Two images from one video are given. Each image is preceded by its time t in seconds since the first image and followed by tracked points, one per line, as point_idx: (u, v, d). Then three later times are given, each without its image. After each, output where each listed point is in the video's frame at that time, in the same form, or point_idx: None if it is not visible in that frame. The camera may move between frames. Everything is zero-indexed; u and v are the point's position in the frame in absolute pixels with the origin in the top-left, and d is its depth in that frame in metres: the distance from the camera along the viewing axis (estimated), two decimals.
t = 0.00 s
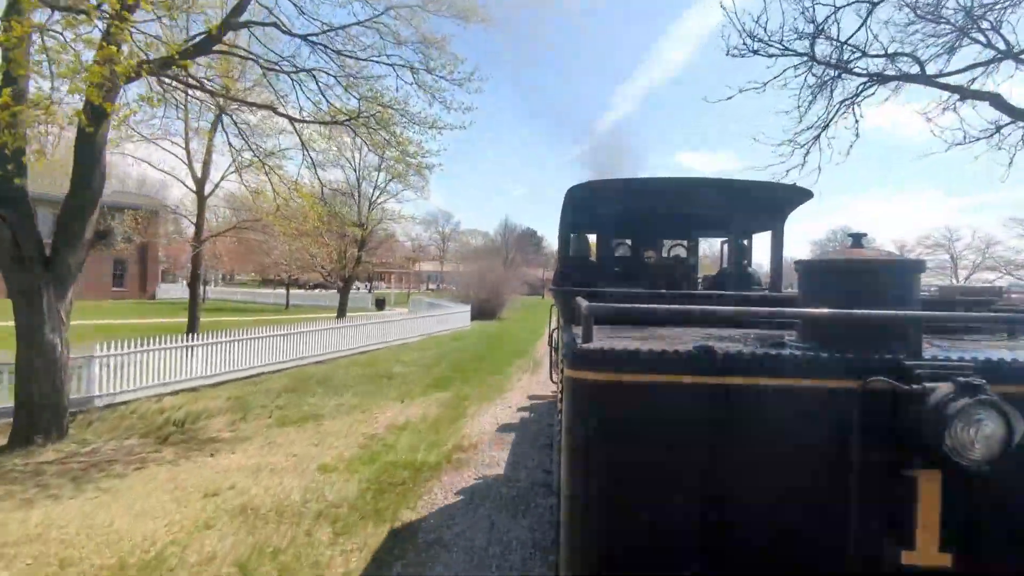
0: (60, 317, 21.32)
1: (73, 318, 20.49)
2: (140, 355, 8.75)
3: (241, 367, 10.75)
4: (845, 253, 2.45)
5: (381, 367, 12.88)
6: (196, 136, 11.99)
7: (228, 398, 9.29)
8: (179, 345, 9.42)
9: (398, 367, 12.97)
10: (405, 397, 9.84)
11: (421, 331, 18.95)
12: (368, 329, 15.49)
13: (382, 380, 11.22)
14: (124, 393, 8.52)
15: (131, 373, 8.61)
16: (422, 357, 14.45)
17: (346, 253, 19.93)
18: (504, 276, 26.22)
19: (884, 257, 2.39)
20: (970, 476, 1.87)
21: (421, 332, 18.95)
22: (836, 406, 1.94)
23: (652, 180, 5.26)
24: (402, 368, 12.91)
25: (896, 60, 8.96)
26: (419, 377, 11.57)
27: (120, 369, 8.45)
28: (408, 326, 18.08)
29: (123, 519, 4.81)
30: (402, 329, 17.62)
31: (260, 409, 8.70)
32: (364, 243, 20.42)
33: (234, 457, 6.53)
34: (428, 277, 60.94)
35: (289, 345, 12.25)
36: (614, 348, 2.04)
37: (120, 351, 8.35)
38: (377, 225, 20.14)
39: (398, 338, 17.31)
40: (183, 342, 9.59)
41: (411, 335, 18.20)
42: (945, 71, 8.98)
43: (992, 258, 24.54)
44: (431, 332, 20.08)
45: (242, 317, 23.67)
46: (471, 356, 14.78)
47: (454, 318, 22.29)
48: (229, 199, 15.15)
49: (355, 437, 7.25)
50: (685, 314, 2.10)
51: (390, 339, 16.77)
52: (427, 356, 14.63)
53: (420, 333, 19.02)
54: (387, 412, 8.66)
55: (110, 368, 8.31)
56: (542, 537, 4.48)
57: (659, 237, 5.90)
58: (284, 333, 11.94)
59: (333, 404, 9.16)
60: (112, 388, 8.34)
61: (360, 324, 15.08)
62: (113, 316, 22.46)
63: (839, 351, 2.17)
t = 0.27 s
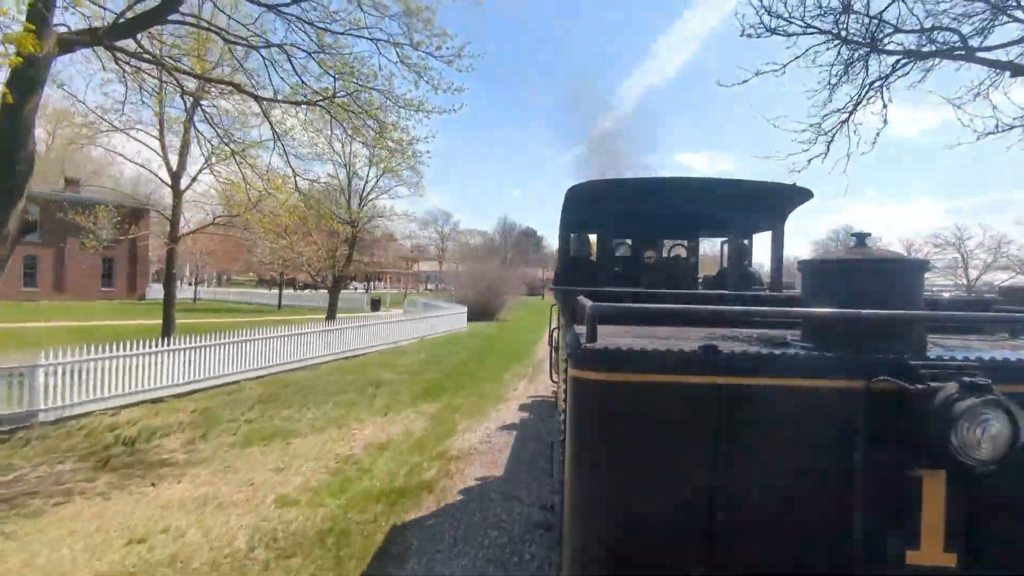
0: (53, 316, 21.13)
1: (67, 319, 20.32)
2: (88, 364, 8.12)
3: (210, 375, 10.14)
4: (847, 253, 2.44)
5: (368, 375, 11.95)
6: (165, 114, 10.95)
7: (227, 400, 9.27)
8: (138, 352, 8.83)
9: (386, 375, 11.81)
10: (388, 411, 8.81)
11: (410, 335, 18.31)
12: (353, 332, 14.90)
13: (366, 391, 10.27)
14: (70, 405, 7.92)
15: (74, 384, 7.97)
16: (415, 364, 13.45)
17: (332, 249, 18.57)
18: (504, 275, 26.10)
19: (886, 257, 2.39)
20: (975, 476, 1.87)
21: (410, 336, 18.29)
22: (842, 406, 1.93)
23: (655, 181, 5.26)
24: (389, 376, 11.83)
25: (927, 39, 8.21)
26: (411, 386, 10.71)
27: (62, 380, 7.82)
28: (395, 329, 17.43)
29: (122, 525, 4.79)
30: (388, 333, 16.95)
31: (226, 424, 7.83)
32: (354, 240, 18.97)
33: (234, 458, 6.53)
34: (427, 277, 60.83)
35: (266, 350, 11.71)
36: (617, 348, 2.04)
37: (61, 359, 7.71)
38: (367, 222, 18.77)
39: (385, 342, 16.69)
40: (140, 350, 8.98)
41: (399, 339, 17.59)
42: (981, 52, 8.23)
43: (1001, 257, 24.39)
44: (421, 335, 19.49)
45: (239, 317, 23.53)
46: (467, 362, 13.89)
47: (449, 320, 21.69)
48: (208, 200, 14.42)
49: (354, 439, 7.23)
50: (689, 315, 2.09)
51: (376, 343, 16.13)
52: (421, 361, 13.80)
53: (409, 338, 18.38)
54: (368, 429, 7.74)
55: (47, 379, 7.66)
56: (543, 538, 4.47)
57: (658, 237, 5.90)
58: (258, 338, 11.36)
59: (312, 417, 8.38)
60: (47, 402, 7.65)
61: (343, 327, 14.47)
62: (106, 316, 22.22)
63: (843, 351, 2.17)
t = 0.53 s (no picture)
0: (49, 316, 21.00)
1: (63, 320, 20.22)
2: (104, 363, 7.91)
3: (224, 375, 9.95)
4: (851, 251, 2.44)
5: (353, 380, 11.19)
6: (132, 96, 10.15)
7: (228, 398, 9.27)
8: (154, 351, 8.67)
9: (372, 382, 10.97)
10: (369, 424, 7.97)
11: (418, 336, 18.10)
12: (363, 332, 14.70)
13: (349, 399, 9.44)
14: (87, 405, 7.68)
15: (92, 384, 7.76)
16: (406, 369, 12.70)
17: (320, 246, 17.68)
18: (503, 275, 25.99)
19: (889, 255, 2.39)
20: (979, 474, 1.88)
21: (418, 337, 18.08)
22: (846, 404, 1.93)
23: (657, 182, 5.26)
24: (377, 382, 11.05)
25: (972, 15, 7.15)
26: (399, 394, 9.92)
27: (79, 379, 7.59)
28: (404, 330, 17.21)
29: (125, 519, 4.80)
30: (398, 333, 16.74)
31: (183, 440, 6.98)
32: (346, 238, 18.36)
33: (235, 456, 6.53)
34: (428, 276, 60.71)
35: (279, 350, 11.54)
36: (621, 346, 2.04)
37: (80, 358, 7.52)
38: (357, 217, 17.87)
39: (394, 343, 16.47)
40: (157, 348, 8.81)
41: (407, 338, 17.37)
42: None
43: (1012, 256, 24.10)
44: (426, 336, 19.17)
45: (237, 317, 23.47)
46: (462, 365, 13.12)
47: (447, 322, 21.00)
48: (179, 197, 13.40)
49: (354, 438, 7.21)
50: (693, 314, 2.09)
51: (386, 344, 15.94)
52: (414, 365, 13.07)
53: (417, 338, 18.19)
54: (343, 447, 6.91)
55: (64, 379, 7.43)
56: (544, 538, 4.46)
57: (660, 237, 5.89)
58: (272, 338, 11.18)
59: (284, 432, 7.52)
60: (64, 403, 7.40)
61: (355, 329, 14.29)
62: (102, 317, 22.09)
63: (847, 349, 2.17)
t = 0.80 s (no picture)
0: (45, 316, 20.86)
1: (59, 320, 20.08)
2: (119, 363, 7.58)
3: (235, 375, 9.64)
4: (852, 249, 2.45)
5: (334, 388, 10.22)
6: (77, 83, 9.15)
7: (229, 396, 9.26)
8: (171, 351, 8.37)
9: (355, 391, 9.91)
10: (343, 442, 6.90)
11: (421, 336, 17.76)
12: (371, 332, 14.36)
13: (324, 411, 8.40)
14: (65, 413, 6.94)
15: (106, 385, 7.42)
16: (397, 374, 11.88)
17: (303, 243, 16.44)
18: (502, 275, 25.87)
19: (891, 253, 2.39)
20: (978, 472, 1.88)
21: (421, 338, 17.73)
22: (846, 403, 1.94)
23: (658, 181, 5.26)
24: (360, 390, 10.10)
25: None
26: (384, 404, 8.96)
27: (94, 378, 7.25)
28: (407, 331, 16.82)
29: (124, 513, 4.81)
30: (402, 334, 16.36)
31: (128, 462, 5.90)
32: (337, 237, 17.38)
33: (236, 448, 6.52)
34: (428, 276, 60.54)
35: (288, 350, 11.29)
36: (622, 344, 2.05)
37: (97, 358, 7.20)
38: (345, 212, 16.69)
39: (399, 343, 16.15)
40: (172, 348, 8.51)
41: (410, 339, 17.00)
42: None
43: None
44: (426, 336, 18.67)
45: (236, 318, 23.40)
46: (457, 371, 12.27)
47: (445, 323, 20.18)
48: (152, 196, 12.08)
49: (354, 435, 7.21)
50: (694, 311, 2.09)
51: (390, 345, 15.62)
52: (405, 371, 12.21)
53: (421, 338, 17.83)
54: (309, 471, 5.92)
55: (76, 380, 7.09)
56: (544, 536, 4.46)
57: (659, 236, 5.89)
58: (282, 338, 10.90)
59: (240, 453, 6.42)
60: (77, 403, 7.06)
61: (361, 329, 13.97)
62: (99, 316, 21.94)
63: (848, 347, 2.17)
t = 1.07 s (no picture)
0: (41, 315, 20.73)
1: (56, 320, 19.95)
2: (115, 366, 7.48)
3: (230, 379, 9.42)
4: (852, 248, 2.45)
5: (316, 399, 9.13)
6: None
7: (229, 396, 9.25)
8: (154, 355, 8.05)
9: (336, 404, 8.76)
10: (309, 470, 5.78)
11: (418, 339, 17.04)
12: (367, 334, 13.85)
13: (295, 429, 7.29)
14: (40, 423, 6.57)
15: (88, 391, 7.13)
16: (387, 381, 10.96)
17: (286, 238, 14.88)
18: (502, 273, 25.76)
19: (891, 252, 2.39)
20: (975, 470, 1.88)
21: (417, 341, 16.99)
22: (844, 401, 1.94)
23: (658, 180, 5.25)
24: (343, 401, 9.08)
25: None
26: (369, 419, 7.92)
27: (90, 381, 7.17)
28: (402, 333, 16.11)
29: (123, 504, 4.82)
30: (396, 338, 15.72)
31: (51, 496, 4.90)
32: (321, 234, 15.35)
33: (235, 446, 6.51)
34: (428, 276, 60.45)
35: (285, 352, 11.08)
36: (620, 343, 2.05)
37: (91, 361, 7.09)
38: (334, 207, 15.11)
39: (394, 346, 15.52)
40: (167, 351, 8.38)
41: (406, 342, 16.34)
42: None
43: None
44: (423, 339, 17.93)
45: (235, 319, 23.33)
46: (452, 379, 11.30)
47: (441, 326, 19.15)
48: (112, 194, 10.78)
49: (353, 433, 7.20)
50: (693, 310, 2.09)
51: (384, 348, 14.95)
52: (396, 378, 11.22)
53: (418, 341, 17.12)
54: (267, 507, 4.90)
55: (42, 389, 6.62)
56: (543, 535, 4.46)
57: (660, 236, 5.88)
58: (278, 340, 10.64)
59: (181, 484, 5.30)
60: (72, 408, 6.94)
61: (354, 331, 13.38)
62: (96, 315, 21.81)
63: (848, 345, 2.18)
